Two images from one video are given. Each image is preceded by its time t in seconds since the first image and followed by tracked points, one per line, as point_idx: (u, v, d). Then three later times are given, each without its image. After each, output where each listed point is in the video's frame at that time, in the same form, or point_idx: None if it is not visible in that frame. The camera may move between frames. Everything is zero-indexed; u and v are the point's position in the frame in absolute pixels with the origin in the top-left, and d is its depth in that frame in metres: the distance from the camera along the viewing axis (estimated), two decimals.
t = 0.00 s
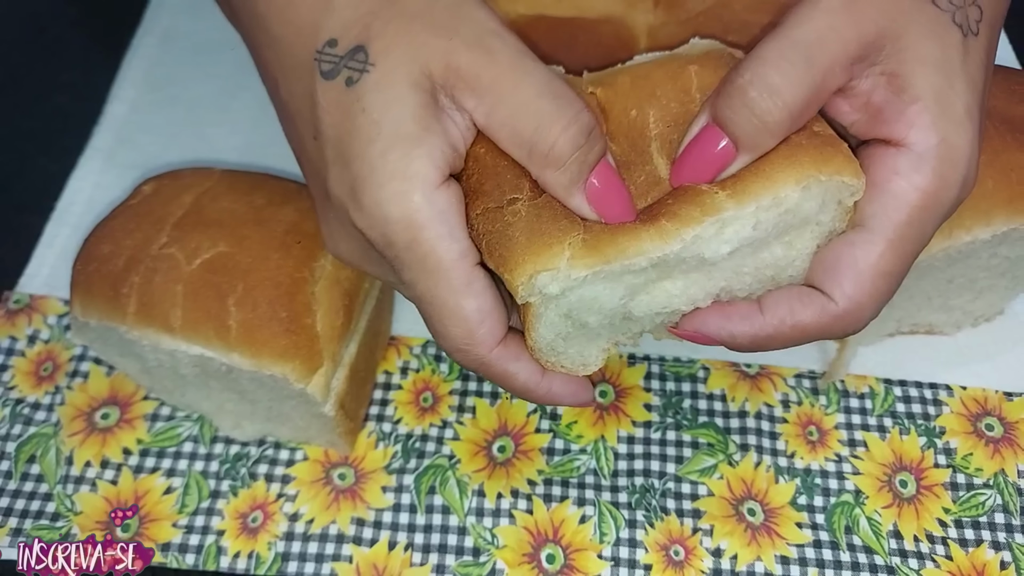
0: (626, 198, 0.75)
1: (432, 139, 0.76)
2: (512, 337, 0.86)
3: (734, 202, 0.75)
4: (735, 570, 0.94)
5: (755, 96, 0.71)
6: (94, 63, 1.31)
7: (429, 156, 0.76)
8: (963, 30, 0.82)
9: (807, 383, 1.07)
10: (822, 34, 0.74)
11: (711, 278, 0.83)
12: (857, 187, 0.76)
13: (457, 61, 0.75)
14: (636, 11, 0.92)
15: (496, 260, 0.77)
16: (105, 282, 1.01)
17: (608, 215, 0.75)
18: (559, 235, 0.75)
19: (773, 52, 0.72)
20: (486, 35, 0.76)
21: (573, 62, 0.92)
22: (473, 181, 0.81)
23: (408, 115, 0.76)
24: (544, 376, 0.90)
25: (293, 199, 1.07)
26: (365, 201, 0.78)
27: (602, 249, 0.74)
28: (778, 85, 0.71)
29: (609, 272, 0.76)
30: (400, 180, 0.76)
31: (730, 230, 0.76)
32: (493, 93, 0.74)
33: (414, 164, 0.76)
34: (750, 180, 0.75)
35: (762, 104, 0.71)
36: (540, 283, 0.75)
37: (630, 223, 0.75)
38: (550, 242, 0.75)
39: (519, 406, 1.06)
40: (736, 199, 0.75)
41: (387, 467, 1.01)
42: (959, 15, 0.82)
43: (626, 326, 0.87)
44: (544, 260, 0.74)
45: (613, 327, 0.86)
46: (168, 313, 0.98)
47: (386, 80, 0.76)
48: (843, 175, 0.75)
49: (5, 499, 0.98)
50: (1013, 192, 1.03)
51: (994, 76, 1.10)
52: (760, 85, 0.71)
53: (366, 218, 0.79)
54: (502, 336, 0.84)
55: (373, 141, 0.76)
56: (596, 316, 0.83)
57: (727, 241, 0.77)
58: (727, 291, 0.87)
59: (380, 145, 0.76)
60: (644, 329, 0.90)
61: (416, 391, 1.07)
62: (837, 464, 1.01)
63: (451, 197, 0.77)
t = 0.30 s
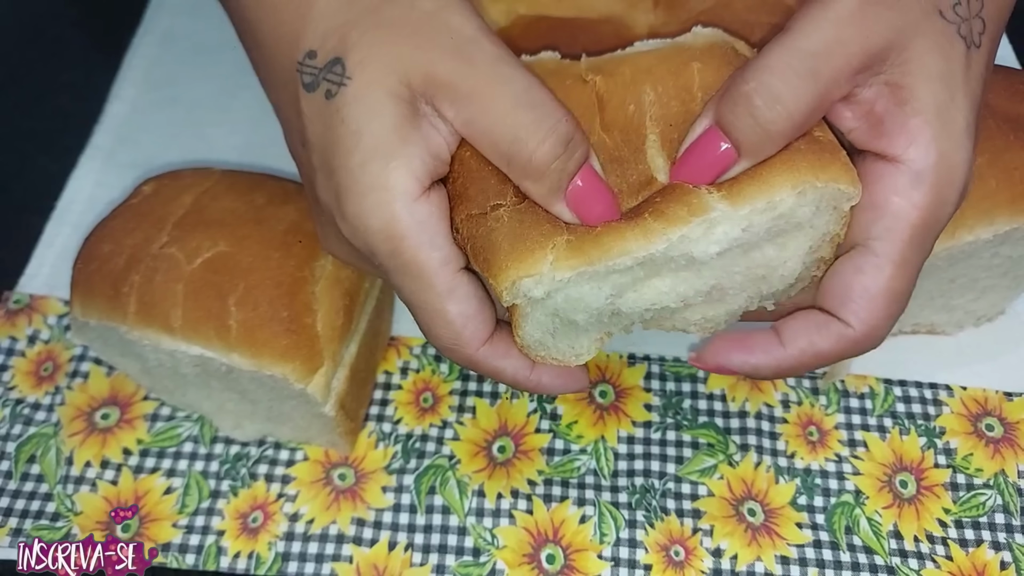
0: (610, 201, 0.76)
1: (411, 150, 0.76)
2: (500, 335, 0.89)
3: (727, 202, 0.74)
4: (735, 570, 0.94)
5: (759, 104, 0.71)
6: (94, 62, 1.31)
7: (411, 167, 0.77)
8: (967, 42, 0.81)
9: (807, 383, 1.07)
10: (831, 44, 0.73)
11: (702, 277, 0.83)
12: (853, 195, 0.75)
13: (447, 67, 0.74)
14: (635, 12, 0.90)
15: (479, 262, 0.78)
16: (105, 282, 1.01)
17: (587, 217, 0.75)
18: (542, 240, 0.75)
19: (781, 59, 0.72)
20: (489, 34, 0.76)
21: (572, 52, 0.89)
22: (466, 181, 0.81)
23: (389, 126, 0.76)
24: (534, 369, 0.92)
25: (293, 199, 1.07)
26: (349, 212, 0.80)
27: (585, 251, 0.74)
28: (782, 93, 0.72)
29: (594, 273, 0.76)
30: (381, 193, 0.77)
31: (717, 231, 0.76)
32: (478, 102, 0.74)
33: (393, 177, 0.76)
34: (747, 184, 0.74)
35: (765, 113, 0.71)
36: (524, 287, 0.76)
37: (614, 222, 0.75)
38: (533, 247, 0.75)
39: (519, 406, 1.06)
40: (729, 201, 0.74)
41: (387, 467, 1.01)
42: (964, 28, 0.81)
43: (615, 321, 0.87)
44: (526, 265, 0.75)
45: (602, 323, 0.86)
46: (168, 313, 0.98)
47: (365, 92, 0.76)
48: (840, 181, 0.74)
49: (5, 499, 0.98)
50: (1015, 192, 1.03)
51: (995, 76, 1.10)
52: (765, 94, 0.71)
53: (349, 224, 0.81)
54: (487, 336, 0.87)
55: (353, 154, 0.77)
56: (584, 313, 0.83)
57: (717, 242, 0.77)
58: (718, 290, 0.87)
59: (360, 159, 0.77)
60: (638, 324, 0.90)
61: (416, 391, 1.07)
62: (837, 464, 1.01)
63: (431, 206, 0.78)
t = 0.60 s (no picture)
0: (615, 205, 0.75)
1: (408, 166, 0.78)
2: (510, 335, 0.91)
3: (750, 197, 0.74)
4: (735, 570, 0.94)
5: (787, 105, 0.71)
6: (95, 62, 1.31)
7: (408, 181, 0.78)
8: (987, 41, 0.82)
9: (807, 383, 1.07)
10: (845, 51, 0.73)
11: (713, 270, 0.82)
12: (873, 189, 0.75)
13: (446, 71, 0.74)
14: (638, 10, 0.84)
15: (482, 270, 0.78)
16: (106, 281, 1.01)
17: (588, 222, 0.74)
18: (543, 248, 0.75)
19: (809, 61, 0.72)
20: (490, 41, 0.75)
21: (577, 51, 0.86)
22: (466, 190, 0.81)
23: (387, 143, 0.78)
24: (547, 365, 0.95)
25: (294, 198, 1.07)
26: (355, 228, 0.83)
27: (587, 254, 0.74)
28: (808, 95, 0.72)
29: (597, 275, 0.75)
30: (380, 210, 0.79)
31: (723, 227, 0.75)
32: (468, 111, 0.74)
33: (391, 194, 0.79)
34: (769, 179, 0.74)
35: (792, 115, 0.71)
36: (527, 295, 0.76)
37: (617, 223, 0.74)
38: (535, 254, 0.75)
39: (519, 405, 1.06)
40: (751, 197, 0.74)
41: (387, 467, 1.01)
42: (985, 25, 0.82)
43: (628, 316, 0.86)
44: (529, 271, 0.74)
45: (613, 317, 0.85)
46: (169, 312, 0.98)
47: (361, 111, 0.78)
48: (861, 176, 0.74)
49: (5, 499, 0.98)
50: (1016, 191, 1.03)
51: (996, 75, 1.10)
52: (793, 95, 0.71)
53: (354, 237, 0.84)
54: (497, 339, 0.89)
55: (354, 171, 0.80)
56: (595, 309, 0.82)
57: (724, 235, 0.76)
58: (732, 283, 0.85)
59: (359, 179, 0.80)
60: (647, 319, 0.89)
61: (417, 390, 1.07)
62: (837, 464, 1.01)
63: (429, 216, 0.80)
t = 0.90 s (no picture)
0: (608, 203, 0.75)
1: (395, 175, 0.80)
2: (509, 333, 0.91)
3: (765, 186, 0.73)
4: (735, 571, 0.94)
5: (803, 99, 0.71)
6: (94, 62, 1.31)
7: (395, 188, 0.80)
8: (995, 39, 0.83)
9: (807, 383, 1.07)
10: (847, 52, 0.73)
11: (714, 264, 0.81)
12: (881, 183, 0.75)
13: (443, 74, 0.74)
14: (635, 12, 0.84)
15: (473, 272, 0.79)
16: (106, 282, 1.01)
17: (576, 224, 0.75)
18: (529, 249, 0.75)
19: (823, 55, 0.72)
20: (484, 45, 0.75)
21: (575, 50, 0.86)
22: (458, 188, 0.82)
23: (374, 151, 0.80)
24: (548, 363, 0.95)
25: (293, 198, 1.07)
26: (349, 236, 0.85)
27: (571, 258, 0.74)
28: (824, 88, 0.71)
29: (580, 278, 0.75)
30: (370, 219, 0.81)
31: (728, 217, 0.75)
32: (452, 117, 0.74)
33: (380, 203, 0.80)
34: (783, 170, 0.74)
35: (808, 108, 0.71)
36: (514, 297, 0.76)
37: (605, 224, 0.74)
38: (521, 257, 0.75)
39: (519, 406, 1.06)
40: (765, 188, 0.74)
41: (387, 467, 1.01)
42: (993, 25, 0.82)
43: (628, 312, 0.86)
44: (515, 274, 0.75)
45: (613, 314, 0.85)
46: (169, 313, 0.98)
47: (346, 122, 0.80)
48: (871, 169, 0.74)
49: (5, 499, 0.98)
50: (1015, 192, 1.03)
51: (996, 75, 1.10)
52: (810, 88, 0.71)
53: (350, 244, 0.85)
54: (496, 337, 0.90)
55: (343, 180, 0.82)
56: (592, 305, 0.82)
57: (716, 228, 0.76)
58: (735, 278, 0.85)
59: (348, 189, 0.81)
60: (648, 315, 0.89)
61: (416, 391, 1.07)
62: (836, 464, 1.01)
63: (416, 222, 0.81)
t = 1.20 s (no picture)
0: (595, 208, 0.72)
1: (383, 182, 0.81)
2: (502, 340, 0.91)
3: (800, 176, 0.71)
4: (735, 570, 0.94)
5: (836, 90, 0.68)
6: (94, 62, 1.31)
7: (383, 194, 0.81)
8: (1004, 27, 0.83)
9: (807, 383, 1.07)
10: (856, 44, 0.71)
11: (718, 275, 0.80)
12: (910, 173, 0.73)
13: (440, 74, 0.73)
14: (637, 12, 0.85)
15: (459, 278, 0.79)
16: (106, 281, 1.01)
17: (561, 232, 0.73)
18: (512, 257, 0.74)
19: (856, 44, 0.70)
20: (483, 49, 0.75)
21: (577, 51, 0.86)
22: (454, 193, 0.81)
23: (361, 158, 0.81)
24: (542, 371, 0.94)
25: (294, 198, 1.07)
26: (344, 240, 0.86)
27: (551, 267, 0.73)
28: (858, 79, 0.69)
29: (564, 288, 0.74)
30: (360, 225, 0.83)
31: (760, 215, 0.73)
32: (432, 126, 0.73)
33: (368, 210, 0.81)
34: (815, 160, 0.71)
35: (840, 100, 0.68)
36: (496, 304, 0.75)
37: (589, 234, 0.72)
38: (502, 265, 0.74)
39: (519, 406, 1.06)
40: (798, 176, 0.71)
41: (387, 467, 1.01)
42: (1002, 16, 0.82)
43: (630, 319, 0.86)
44: (494, 282, 0.74)
45: (610, 325, 0.86)
46: (169, 313, 0.98)
47: (335, 130, 0.80)
48: (900, 159, 0.71)
49: (5, 499, 0.98)
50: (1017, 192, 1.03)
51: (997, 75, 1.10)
52: (845, 79, 0.69)
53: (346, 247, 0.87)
54: (488, 344, 0.90)
55: (334, 186, 0.83)
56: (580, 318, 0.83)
57: (713, 234, 0.75)
58: (747, 278, 0.82)
59: (339, 195, 0.83)
60: (656, 321, 0.88)
61: (417, 391, 1.07)
62: (836, 464, 1.01)
63: (405, 228, 0.82)
